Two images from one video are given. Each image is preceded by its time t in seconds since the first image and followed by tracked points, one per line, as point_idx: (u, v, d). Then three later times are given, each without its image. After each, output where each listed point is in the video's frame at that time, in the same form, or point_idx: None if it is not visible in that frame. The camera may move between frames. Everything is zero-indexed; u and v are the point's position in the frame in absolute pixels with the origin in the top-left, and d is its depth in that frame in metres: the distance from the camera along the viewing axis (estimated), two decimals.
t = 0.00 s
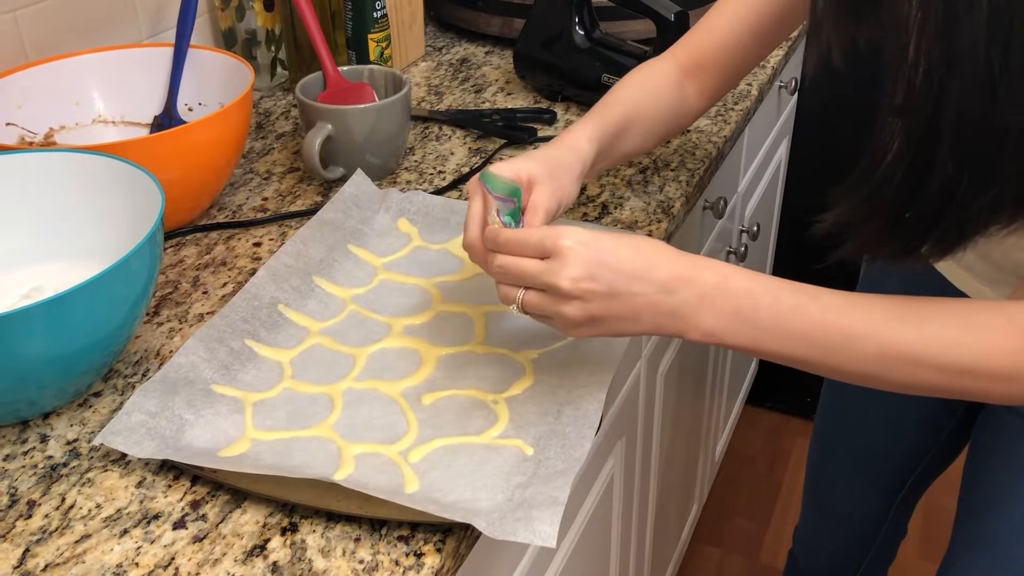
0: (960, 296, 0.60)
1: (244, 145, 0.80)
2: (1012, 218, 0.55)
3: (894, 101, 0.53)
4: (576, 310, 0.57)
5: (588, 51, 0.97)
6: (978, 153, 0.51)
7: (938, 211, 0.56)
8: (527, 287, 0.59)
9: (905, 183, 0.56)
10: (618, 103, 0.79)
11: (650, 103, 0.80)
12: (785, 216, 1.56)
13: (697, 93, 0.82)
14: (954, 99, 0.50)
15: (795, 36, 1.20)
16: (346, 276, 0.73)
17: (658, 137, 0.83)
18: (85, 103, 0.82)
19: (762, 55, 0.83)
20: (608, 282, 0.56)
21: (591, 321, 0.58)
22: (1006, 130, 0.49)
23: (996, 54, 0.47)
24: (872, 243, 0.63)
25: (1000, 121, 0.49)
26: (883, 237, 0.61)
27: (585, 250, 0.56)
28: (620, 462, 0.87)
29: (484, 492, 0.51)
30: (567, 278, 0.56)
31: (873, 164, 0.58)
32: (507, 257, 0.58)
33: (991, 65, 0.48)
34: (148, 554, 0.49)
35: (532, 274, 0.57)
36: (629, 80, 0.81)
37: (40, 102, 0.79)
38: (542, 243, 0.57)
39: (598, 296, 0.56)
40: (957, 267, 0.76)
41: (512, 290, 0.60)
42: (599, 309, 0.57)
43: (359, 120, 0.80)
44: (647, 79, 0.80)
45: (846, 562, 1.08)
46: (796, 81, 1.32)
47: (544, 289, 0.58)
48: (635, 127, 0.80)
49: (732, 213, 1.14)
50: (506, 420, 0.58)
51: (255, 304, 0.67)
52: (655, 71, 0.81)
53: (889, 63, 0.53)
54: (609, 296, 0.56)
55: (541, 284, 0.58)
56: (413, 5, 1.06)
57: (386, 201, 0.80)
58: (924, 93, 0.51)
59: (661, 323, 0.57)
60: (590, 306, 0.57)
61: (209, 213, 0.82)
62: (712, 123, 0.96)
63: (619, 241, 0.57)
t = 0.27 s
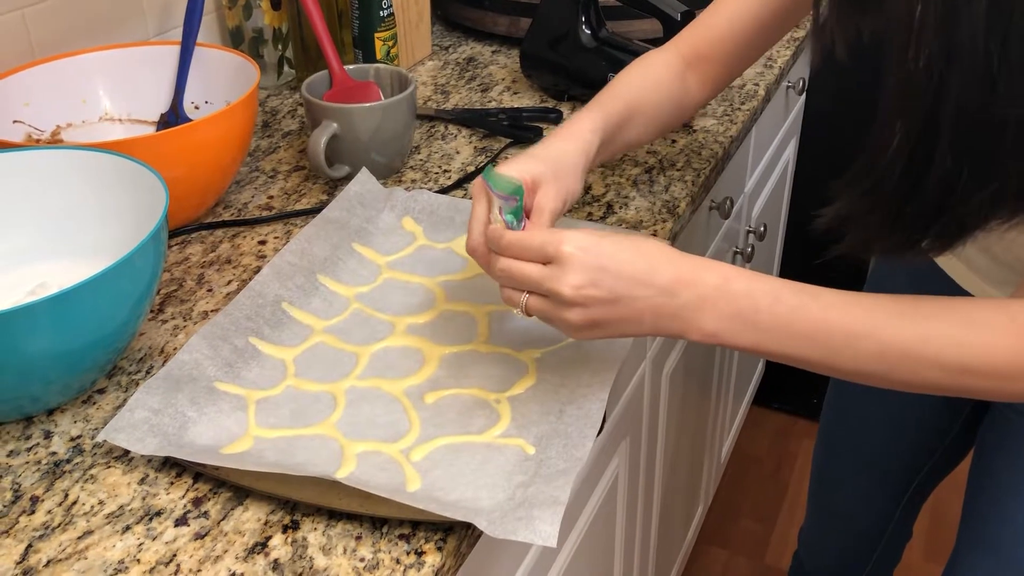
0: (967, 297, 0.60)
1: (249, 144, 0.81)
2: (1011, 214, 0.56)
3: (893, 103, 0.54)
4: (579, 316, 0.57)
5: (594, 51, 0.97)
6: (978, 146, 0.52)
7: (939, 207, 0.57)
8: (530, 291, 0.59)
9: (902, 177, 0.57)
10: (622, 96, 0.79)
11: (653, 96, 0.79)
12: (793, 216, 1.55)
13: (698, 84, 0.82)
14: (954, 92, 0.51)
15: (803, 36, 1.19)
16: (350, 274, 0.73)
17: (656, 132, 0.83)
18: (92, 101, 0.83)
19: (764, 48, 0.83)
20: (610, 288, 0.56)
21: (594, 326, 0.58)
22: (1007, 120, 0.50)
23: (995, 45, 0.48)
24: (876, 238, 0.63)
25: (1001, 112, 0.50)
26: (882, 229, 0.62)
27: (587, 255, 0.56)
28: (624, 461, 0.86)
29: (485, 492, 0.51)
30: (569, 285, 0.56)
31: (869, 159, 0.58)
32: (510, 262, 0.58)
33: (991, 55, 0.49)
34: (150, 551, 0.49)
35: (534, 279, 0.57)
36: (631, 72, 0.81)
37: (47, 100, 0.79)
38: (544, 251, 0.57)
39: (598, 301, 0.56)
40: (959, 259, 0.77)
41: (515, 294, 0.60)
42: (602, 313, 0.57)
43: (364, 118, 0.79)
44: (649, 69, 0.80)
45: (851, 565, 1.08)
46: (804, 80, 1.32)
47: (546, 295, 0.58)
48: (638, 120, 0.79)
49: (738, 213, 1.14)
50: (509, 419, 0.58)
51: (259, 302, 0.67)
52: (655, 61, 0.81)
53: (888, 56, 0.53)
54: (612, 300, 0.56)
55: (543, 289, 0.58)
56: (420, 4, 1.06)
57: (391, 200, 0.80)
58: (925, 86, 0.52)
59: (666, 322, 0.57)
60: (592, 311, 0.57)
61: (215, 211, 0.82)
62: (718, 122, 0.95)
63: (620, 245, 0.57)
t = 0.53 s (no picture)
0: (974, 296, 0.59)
1: (258, 141, 0.81)
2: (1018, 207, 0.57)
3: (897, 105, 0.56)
4: (586, 310, 0.57)
5: (600, 50, 0.97)
6: (983, 139, 0.53)
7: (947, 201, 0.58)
8: (536, 284, 0.59)
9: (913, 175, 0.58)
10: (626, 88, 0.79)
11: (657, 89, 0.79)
12: (801, 217, 1.54)
13: (704, 86, 0.82)
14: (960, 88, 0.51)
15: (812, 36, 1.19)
16: (356, 272, 0.73)
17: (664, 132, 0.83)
18: (101, 98, 0.83)
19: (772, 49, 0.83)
20: (618, 282, 0.56)
21: (603, 319, 0.58)
22: (1013, 112, 0.51)
23: (1001, 39, 0.49)
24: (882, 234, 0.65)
25: (1007, 105, 0.51)
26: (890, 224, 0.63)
27: (594, 250, 0.56)
28: (629, 461, 0.86)
29: (489, 489, 0.51)
30: (577, 280, 0.56)
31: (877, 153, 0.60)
32: (518, 253, 0.58)
33: (997, 50, 0.49)
34: (155, 545, 0.49)
35: (542, 272, 0.57)
36: (639, 67, 0.81)
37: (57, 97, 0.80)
38: (551, 245, 0.56)
39: (606, 297, 0.56)
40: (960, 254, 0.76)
41: (521, 285, 0.60)
42: (609, 308, 0.57)
43: (371, 117, 0.80)
44: (656, 69, 0.80)
45: (857, 567, 1.07)
46: (812, 81, 1.31)
47: (553, 290, 0.58)
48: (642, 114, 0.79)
49: (746, 214, 1.13)
50: (513, 417, 0.58)
51: (266, 299, 0.67)
52: (663, 61, 0.80)
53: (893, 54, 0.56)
54: (620, 295, 0.56)
55: (550, 284, 0.57)
56: (428, 3, 1.06)
57: (398, 198, 0.81)
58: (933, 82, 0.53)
59: (673, 318, 0.57)
60: (599, 306, 0.57)
61: (223, 208, 0.82)
62: (726, 122, 0.95)
63: (630, 235, 0.57)
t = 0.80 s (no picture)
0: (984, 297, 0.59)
1: (267, 139, 0.81)
2: None
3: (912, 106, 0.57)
4: (597, 304, 0.57)
5: (609, 49, 0.97)
6: (994, 136, 0.53)
7: (955, 199, 0.58)
8: (546, 278, 0.59)
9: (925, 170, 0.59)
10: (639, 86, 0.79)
11: (669, 87, 0.79)
12: (811, 219, 1.54)
13: (717, 86, 0.82)
14: (974, 86, 0.52)
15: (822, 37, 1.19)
16: (365, 270, 0.73)
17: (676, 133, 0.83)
18: (112, 96, 0.84)
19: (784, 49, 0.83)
20: (628, 276, 0.56)
21: (613, 313, 0.58)
22: None
23: (1012, 37, 0.49)
24: (890, 232, 0.64)
25: (1017, 100, 0.51)
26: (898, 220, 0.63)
27: (606, 244, 0.56)
28: (636, 460, 0.86)
29: (494, 486, 0.51)
30: (588, 272, 0.56)
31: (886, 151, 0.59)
32: (529, 247, 0.58)
33: (1007, 48, 0.49)
34: (162, 540, 0.50)
35: (553, 266, 0.57)
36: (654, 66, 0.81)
37: (68, 94, 0.80)
38: (563, 239, 0.57)
39: (616, 291, 0.56)
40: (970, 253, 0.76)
41: (531, 279, 0.60)
42: (620, 301, 0.57)
43: (381, 116, 0.80)
44: (668, 70, 0.80)
45: (864, 569, 1.07)
46: (822, 81, 1.31)
47: (563, 281, 0.58)
48: (655, 113, 0.79)
49: (755, 214, 1.13)
50: (520, 415, 0.58)
51: (274, 296, 0.68)
52: (676, 62, 0.80)
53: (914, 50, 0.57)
54: (630, 289, 0.56)
55: (561, 277, 0.58)
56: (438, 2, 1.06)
57: (406, 196, 0.81)
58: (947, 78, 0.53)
59: (680, 316, 0.57)
60: (609, 299, 0.57)
61: (232, 206, 0.82)
62: (735, 122, 0.95)
63: (638, 230, 0.57)
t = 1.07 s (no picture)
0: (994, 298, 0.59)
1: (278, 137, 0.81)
2: None
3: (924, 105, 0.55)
4: (601, 294, 0.57)
5: (619, 49, 0.96)
6: (1012, 134, 0.53)
7: (972, 198, 0.58)
8: (551, 268, 0.59)
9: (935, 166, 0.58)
10: (650, 84, 0.79)
11: (680, 85, 0.79)
12: (821, 219, 1.54)
13: (727, 83, 0.82)
14: (988, 83, 0.51)
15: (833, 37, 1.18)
16: (374, 268, 0.73)
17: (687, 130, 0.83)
18: (124, 94, 0.84)
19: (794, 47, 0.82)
20: (634, 266, 0.56)
21: (616, 304, 0.58)
22: None
23: None
24: (906, 232, 0.64)
25: None
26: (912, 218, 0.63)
27: (611, 233, 0.56)
28: (644, 461, 0.86)
29: (502, 484, 0.51)
30: (592, 261, 0.56)
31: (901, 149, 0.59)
32: (533, 236, 0.58)
33: None
34: (172, 535, 0.50)
35: (558, 255, 0.58)
36: (664, 63, 0.81)
37: (80, 92, 0.81)
38: (568, 227, 0.57)
39: (622, 281, 0.56)
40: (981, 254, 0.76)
41: (536, 269, 0.60)
42: (624, 292, 0.57)
43: (391, 114, 0.80)
44: (679, 68, 0.80)
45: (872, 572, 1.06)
46: (833, 82, 1.30)
47: (568, 272, 0.58)
48: (666, 111, 0.79)
49: (765, 215, 1.13)
50: (528, 414, 0.58)
51: (284, 293, 0.68)
52: (686, 60, 0.80)
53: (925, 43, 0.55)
54: (634, 280, 0.56)
55: (565, 266, 0.58)
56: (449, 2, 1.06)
57: (416, 195, 0.81)
58: (957, 75, 0.52)
59: (689, 314, 0.57)
60: (614, 290, 0.57)
61: (242, 204, 0.83)
62: (745, 122, 0.95)
63: (647, 223, 0.57)
